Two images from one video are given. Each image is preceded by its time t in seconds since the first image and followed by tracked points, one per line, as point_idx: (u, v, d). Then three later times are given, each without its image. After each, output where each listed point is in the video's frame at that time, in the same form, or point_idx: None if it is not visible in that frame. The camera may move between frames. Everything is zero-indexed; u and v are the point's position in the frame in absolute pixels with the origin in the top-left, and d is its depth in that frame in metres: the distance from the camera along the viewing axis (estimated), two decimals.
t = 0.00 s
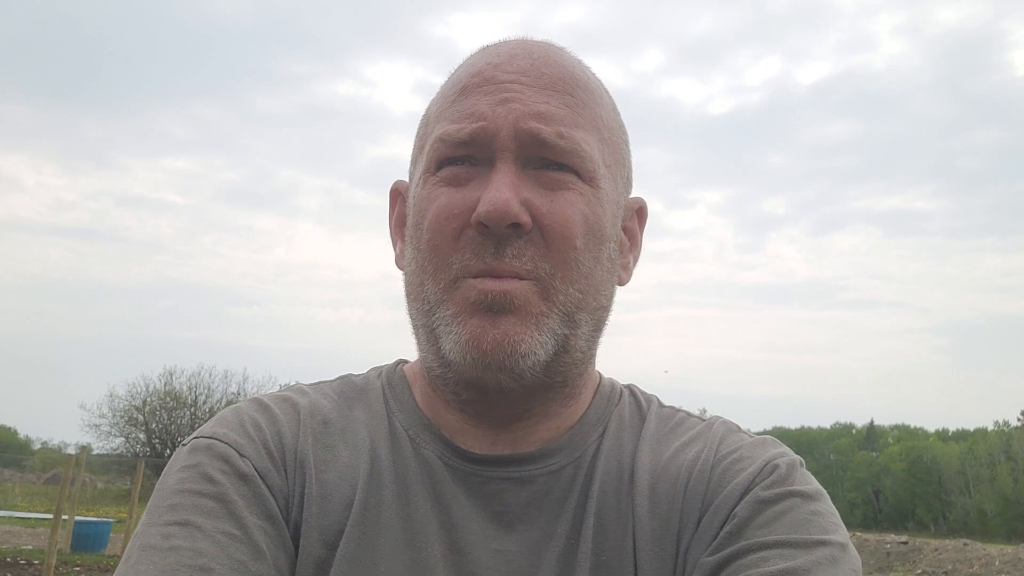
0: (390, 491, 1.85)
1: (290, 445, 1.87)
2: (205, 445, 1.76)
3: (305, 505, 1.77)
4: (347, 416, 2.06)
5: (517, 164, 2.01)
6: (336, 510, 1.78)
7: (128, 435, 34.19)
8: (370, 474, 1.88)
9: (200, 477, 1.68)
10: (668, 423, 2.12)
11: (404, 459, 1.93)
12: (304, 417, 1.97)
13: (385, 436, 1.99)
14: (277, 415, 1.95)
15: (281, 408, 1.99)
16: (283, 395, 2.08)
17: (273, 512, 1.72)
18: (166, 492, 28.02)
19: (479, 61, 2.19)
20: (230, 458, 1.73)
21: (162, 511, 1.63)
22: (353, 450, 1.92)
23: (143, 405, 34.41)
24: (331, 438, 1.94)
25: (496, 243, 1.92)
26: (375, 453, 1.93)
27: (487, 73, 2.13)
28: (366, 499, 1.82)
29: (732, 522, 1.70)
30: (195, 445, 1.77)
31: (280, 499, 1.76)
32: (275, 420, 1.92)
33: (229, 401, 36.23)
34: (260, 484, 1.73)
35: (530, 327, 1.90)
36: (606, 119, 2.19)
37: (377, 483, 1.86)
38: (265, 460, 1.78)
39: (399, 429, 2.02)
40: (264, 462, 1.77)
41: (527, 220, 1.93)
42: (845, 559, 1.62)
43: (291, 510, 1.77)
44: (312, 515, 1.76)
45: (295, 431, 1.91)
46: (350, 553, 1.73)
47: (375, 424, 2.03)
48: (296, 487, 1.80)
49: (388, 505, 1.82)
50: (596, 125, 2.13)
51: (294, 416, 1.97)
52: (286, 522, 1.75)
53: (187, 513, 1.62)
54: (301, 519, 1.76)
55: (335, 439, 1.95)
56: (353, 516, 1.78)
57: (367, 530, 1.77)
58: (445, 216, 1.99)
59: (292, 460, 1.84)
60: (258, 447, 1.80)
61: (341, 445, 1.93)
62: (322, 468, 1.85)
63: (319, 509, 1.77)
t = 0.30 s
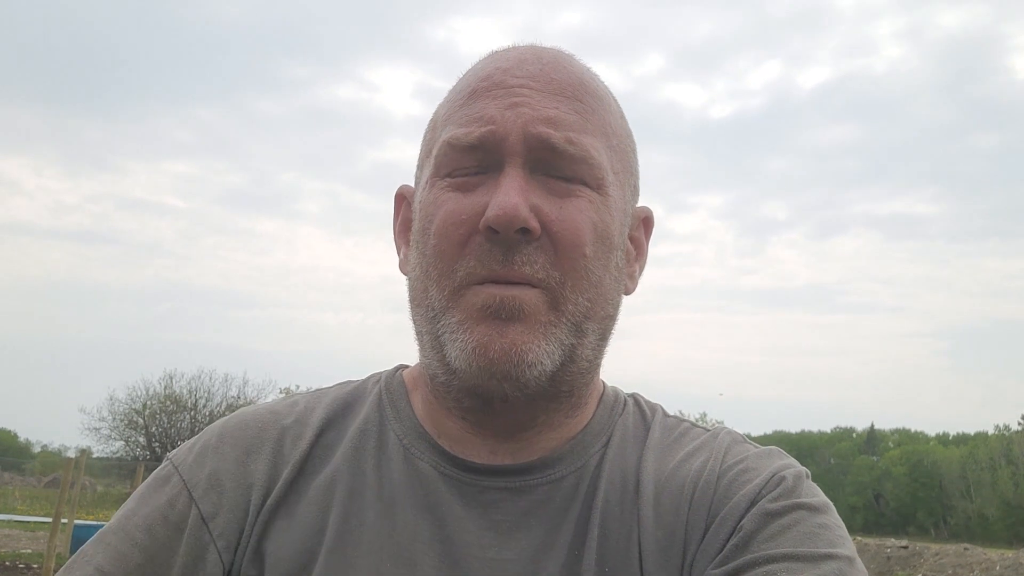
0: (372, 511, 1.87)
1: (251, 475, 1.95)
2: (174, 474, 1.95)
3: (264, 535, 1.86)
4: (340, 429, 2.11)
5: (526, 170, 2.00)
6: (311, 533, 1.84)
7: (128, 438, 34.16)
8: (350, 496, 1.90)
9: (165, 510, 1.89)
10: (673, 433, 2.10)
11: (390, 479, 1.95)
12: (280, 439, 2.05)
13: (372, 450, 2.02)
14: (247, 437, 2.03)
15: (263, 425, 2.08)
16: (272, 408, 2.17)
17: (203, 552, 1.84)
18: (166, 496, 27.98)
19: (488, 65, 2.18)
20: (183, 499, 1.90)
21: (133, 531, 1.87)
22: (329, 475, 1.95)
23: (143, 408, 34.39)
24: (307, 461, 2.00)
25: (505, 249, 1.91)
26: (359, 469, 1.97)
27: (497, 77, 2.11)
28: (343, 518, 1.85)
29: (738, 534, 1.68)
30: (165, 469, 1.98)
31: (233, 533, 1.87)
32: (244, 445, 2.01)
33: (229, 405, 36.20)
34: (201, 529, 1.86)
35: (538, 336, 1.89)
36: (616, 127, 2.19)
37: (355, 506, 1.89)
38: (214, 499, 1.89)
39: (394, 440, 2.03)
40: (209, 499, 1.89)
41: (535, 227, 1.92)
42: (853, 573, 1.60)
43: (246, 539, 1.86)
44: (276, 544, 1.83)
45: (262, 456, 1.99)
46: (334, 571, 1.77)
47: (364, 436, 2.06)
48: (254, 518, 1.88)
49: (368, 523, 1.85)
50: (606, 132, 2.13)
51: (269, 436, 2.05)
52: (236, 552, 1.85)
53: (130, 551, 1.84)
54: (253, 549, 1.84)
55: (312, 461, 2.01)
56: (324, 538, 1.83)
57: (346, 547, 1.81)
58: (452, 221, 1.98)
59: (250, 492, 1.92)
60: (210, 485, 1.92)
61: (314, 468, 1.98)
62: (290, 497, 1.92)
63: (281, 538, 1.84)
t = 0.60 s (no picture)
0: (354, 508, 1.88)
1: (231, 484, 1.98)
2: (171, 493, 2.06)
3: (241, 540, 1.88)
4: (330, 428, 2.11)
5: (539, 170, 1.97)
6: (292, 533, 1.86)
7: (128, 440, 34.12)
8: (333, 494, 1.92)
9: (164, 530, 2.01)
10: (669, 426, 2.07)
11: (376, 474, 1.95)
12: (265, 442, 2.07)
13: (356, 448, 2.02)
14: (233, 444, 2.07)
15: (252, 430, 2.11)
16: (260, 410, 2.21)
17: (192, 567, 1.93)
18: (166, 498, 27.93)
19: (493, 58, 2.12)
20: (177, 516, 2.00)
21: (149, 552, 2.03)
22: (311, 475, 1.97)
23: (143, 410, 34.36)
24: (290, 462, 2.02)
25: (521, 252, 1.88)
26: (343, 468, 1.97)
27: (504, 73, 2.06)
28: (322, 519, 1.87)
29: (737, 531, 1.65)
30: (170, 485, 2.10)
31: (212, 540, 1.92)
32: (231, 452, 2.06)
33: (229, 407, 36.17)
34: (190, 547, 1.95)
35: (556, 338, 1.88)
36: (619, 124, 2.18)
37: (337, 504, 1.90)
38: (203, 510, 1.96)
39: (384, 437, 2.03)
40: (198, 517, 1.97)
41: (552, 229, 1.90)
42: (852, 570, 1.57)
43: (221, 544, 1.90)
44: (250, 550, 1.86)
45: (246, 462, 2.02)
46: (318, 569, 1.79)
47: (350, 436, 2.06)
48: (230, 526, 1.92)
49: (353, 521, 1.85)
50: (613, 130, 2.12)
51: (254, 441, 2.08)
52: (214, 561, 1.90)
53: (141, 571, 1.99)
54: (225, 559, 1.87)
55: (296, 462, 2.02)
56: (303, 536, 1.85)
57: (329, 545, 1.82)
58: (465, 222, 1.94)
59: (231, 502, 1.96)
60: (198, 499, 1.99)
61: (297, 470, 1.99)
62: (269, 502, 1.94)
63: (259, 545, 1.86)
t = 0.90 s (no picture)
0: (343, 517, 1.87)
1: (226, 495, 1.98)
2: (172, 506, 2.06)
3: (233, 550, 1.87)
4: (322, 441, 2.11)
5: (527, 181, 1.95)
6: (281, 542, 1.85)
7: (127, 442, 34.10)
8: (322, 505, 1.90)
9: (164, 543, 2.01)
10: (656, 430, 2.04)
11: (363, 485, 1.93)
12: (259, 454, 2.07)
13: (346, 458, 2.01)
14: (228, 457, 2.07)
15: (247, 444, 2.11)
16: (259, 426, 2.21)
17: None
18: (165, 500, 27.89)
19: (478, 71, 2.10)
20: (175, 528, 2.00)
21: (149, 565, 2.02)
22: (301, 486, 1.96)
23: (145, 414, 34.34)
24: (283, 474, 2.01)
25: (511, 264, 1.87)
26: (334, 478, 1.97)
27: (491, 85, 2.04)
28: (312, 528, 1.86)
29: (722, 535, 1.63)
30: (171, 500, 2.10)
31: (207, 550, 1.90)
32: (227, 464, 2.06)
33: (228, 408, 36.13)
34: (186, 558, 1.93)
35: (546, 349, 1.87)
36: (602, 133, 2.18)
37: (327, 513, 1.88)
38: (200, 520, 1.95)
39: (373, 447, 2.02)
40: (195, 527, 1.96)
41: (541, 241, 1.89)
42: (838, 573, 1.56)
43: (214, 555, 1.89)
44: (242, 560, 1.85)
45: (240, 474, 2.02)
46: None
47: (342, 449, 2.06)
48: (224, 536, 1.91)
49: (339, 530, 1.84)
50: (597, 140, 2.12)
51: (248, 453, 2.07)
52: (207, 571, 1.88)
53: None
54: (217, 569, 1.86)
55: (288, 475, 2.01)
56: (293, 544, 1.84)
57: (317, 554, 1.81)
58: (455, 235, 1.93)
59: (225, 512, 1.95)
60: (194, 511, 1.99)
61: (289, 481, 1.98)
62: (262, 512, 1.93)
63: (250, 554, 1.85)
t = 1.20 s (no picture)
0: (354, 521, 1.87)
1: (235, 499, 1.98)
2: (178, 507, 2.07)
3: (244, 555, 1.87)
4: (331, 446, 2.11)
5: (540, 184, 1.96)
6: (293, 547, 1.85)
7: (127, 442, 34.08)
8: (333, 509, 1.91)
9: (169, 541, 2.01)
10: (665, 428, 2.03)
11: (374, 489, 1.94)
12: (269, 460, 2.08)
13: (357, 463, 2.02)
14: (238, 463, 2.08)
15: (257, 450, 2.12)
16: (270, 432, 2.22)
17: None
18: (165, 500, 27.88)
19: (486, 74, 2.10)
20: (182, 527, 2.00)
21: (153, 563, 2.02)
22: (313, 491, 1.97)
23: (145, 414, 34.35)
24: (293, 479, 2.02)
25: (526, 267, 1.87)
26: (345, 482, 1.97)
27: (500, 88, 2.04)
28: (324, 533, 1.86)
29: (733, 535, 1.63)
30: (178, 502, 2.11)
31: (217, 555, 1.91)
32: (239, 467, 2.07)
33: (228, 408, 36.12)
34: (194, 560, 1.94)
35: (561, 351, 1.88)
36: (609, 134, 2.19)
37: (339, 517, 1.89)
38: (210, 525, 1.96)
39: (383, 451, 2.03)
40: (202, 526, 1.97)
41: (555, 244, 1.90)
42: (850, 568, 1.56)
43: (225, 560, 1.89)
44: (254, 565, 1.85)
45: (250, 479, 2.02)
46: None
47: (353, 454, 2.06)
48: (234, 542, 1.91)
49: (350, 535, 1.85)
50: (605, 142, 2.13)
51: (258, 459, 2.08)
52: None
53: None
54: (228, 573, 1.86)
55: (300, 479, 2.01)
56: (304, 549, 1.84)
57: (329, 558, 1.81)
58: (468, 239, 1.93)
59: (235, 517, 1.95)
60: (202, 511, 2.00)
61: (300, 487, 1.99)
62: (273, 516, 1.93)
63: (263, 560, 1.85)
